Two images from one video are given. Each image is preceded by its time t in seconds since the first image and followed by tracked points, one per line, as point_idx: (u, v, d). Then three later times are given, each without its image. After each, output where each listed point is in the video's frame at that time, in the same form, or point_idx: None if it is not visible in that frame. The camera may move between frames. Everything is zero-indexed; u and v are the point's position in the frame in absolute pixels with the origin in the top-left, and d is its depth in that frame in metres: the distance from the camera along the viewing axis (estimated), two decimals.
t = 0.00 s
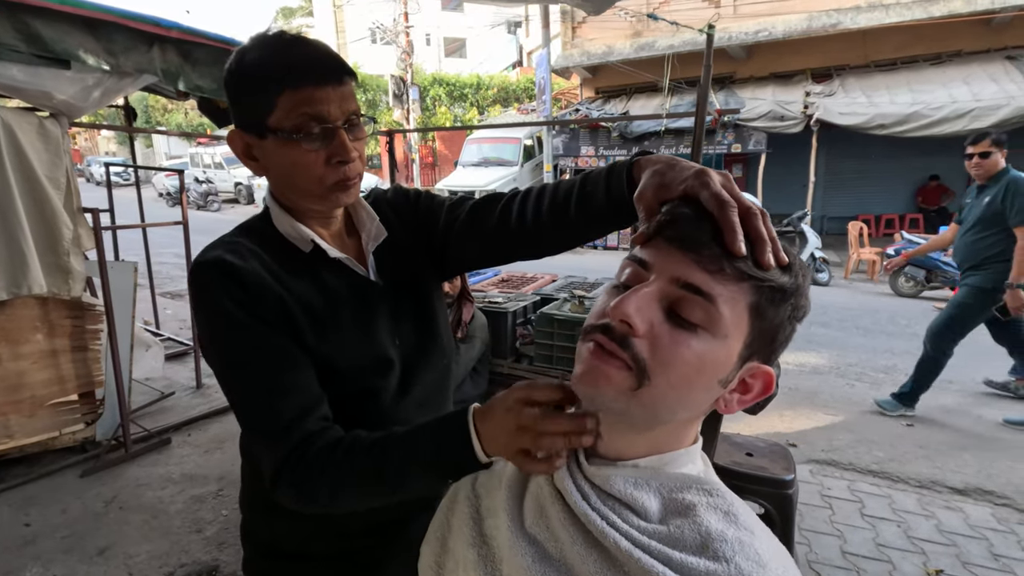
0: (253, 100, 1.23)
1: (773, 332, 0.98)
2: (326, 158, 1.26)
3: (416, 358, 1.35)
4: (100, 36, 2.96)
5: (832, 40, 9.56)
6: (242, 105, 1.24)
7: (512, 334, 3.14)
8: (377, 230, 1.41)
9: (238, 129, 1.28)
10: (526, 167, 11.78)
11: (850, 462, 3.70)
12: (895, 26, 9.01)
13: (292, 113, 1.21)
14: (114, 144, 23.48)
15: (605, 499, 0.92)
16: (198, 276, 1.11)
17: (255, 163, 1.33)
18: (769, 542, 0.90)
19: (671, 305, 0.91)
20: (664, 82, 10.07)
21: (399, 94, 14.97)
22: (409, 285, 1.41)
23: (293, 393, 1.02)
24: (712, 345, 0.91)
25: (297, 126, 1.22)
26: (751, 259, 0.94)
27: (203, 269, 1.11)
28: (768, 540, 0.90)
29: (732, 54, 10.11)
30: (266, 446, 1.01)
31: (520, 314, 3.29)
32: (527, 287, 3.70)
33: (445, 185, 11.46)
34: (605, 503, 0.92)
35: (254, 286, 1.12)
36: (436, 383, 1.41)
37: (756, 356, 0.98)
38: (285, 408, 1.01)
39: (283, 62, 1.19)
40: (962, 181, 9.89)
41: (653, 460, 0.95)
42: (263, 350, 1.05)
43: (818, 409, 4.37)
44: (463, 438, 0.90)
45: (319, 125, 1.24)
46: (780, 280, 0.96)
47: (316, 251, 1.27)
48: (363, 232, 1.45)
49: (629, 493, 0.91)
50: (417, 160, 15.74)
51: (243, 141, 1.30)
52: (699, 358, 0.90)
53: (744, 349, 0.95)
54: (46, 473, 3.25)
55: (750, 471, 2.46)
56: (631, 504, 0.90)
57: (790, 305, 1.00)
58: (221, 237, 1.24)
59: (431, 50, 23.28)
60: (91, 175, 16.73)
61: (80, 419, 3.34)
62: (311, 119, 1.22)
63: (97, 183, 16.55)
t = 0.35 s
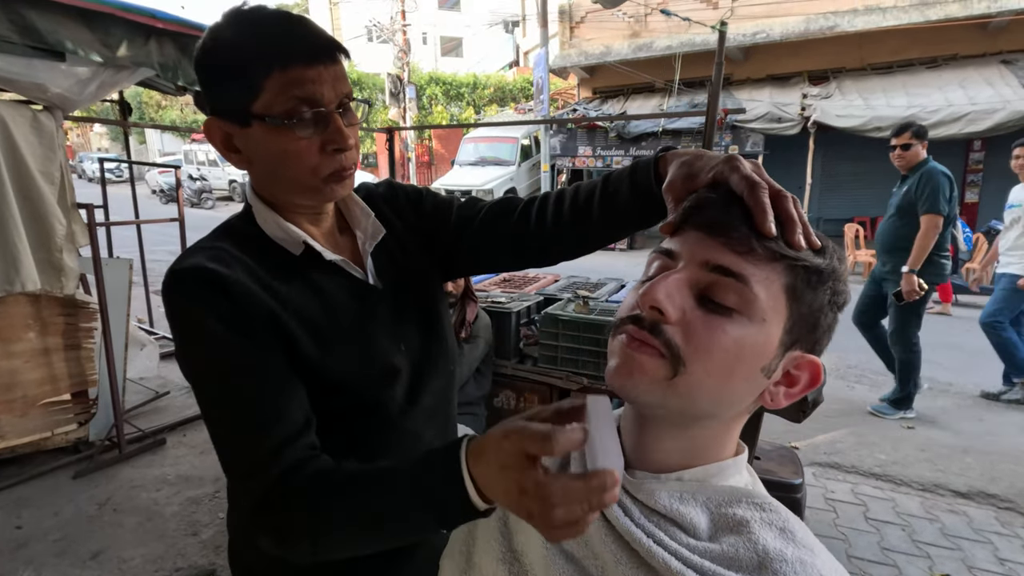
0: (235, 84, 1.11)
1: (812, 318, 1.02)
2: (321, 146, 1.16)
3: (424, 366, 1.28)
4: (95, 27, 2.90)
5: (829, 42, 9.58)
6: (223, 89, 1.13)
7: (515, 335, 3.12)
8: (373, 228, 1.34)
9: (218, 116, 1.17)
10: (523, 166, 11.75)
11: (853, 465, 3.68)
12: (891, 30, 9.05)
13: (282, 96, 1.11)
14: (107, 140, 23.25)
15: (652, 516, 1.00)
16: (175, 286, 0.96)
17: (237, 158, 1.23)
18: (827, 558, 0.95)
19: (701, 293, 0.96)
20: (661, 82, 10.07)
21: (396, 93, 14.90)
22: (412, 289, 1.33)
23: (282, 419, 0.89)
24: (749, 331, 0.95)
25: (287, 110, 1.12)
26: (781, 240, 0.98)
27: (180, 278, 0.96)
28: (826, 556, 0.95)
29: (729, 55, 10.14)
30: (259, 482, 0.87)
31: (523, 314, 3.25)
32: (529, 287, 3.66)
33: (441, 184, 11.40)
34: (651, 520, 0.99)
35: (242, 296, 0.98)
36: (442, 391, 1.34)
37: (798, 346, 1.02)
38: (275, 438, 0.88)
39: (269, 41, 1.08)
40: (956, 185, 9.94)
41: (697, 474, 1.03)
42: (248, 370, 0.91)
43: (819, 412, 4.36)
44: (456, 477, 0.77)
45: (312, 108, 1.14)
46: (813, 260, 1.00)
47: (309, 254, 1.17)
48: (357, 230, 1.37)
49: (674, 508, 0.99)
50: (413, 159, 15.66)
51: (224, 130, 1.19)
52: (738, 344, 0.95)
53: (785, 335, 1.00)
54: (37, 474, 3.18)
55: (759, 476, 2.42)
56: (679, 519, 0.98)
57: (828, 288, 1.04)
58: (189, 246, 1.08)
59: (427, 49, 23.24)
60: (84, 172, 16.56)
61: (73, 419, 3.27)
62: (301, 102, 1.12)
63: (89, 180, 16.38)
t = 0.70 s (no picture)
0: (183, 64, 0.91)
1: (801, 286, 1.12)
2: (298, 144, 1.00)
3: (391, 391, 1.17)
4: (95, 24, 2.88)
5: (828, 45, 9.60)
6: (169, 69, 0.92)
7: (517, 336, 3.10)
8: (330, 233, 1.22)
9: (156, 102, 0.95)
10: (522, 167, 11.74)
11: (854, 467, 3.68)
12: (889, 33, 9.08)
13: (250, 84, 0.93)
14: (104, 138, 23.18)
15: (674, 521, 1.01)
16: (93, 300, 0.83)
17: (176, 152, 1.01)
18: (852, 564, 0.97)
19: (681, 272, 1.08)
20: (661, 84, 10.08)
21: (394, 93, 14.88)
22: (378, 304, 1.21)
23: (256, 437, 0.76)
24: (735, 300, 1.04)
25: (261, 102, 0.94)
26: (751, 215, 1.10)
27: (97, 290, 0.83)
28: (851, 562, 0.97)
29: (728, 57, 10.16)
30: (214, 521, 0.75)
31: (525, 315, 3.24)
32: (530, 287, 3.65)
33: (440, 185, 11.39)
34: (674, 525, 1.00)
35: (178, 308, 0.85)
36: (409, 419, 1.23)
37: (792, 316, 1.11)
38: (249, 458, 0.74)
39: (235, 17, 0.90)
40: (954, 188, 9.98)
41: (720, 479, 1.04)
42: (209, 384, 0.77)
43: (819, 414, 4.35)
44: (531, 450, 0.69)
45: (287, 97, 0.97)
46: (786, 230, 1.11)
47: (253, 267, 1.04)
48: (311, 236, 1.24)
49: (697, 513, 0.99)
50: (412, 159, 15.65)
51: (161, 120, 0.97)
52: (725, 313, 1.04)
53: (775, 304, 1.08)
54: (35, 474, 3.15)
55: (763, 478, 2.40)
56: (701, 524, 0.99)
57: (810, 257, 1.15)
58: (109, 259, 0.95)
59: (426, 49, 23.25)
60: (81, 171, 16.51)
61: (70, 419, 3.24)
62: (278, 92, 0.95)
63: (87, 178, 16.33)
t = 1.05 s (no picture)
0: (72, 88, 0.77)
1: (763, 279, 1.16)
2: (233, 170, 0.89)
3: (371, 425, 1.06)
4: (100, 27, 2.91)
5: (829, 46, 9.60)
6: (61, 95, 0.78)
7: (517, 338, 3.10)
8: (289, 258, 1.08)
9: (48, 132, 0.81)
10: (523, 168, 11.75)
11: (853, 469, 3.69)
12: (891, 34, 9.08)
13: (163, 108, 0.80)
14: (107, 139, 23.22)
15: (664, 520, 1.06)
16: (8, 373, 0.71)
17: (69, 190, 0.88)
18: (839, 563, 0.99)
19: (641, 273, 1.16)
20: (662, 85, 10.09)
21: (396, 93, 14.91)
22: (351, 329, 1.11)
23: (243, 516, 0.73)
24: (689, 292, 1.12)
25: (178, 126, 0.82)
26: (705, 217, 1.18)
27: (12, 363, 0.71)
28: (837, 560, 0.99)
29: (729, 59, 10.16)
30: None
31: (524, 316, 3.24)
32: (531, 289, 3.66)
33: (441, 185, 11.40)
34: (663, 524, 1.05)
35: (121, 373, 0.74)
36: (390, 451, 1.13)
37: (756, 306, 1.15)
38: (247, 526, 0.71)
39: (139, 28, 0.77)
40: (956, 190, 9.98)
41: (708, 478, 1.08)
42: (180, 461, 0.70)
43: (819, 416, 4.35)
44: (563, 448, 0.81)
45: (212, 117, 0.85)
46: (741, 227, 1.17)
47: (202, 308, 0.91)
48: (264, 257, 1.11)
49: (685, 512, 1.04)
50: (414, 160, 15.67)
51: (55, 151, 0.83)
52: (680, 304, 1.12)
53: (736, 295, 1.13)
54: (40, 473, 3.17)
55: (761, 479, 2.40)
56: (689, 523, 1.03)
57: (772, 253, 1.20)
58: (15, 312, 0.79)
59: (428, 50, 23.30)
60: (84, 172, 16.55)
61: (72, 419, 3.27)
62: (200, 114, 0.83)
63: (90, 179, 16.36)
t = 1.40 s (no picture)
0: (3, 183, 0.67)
1: (717, 278, 1.19)
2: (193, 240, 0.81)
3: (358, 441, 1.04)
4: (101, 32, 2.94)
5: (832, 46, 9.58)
6: None
7: (514, 338, 3.12)
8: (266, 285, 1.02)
9: None
10: (526, 169, 11.77)
11: (851, 469, 3.70)
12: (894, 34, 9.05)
13: (107, 201, 0.70)
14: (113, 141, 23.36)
15: (629, 514, 1.13)
16: None
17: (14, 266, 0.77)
18: (790, 554, 1.08)
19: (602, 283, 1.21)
20: (665, 86, 10.10)
21: (400, 95, 14.97)
22: (335, 345, 1.07)
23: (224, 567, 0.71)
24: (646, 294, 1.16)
25: (128, 213, 0.72)
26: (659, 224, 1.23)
27: None
28: (789, 552, 1.09)
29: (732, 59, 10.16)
30: None
31: (522, 317, 3.27)
32: (529, 290, 3.68)
33: (445, 187, 11.43)
34: (627, 518, 1.13)
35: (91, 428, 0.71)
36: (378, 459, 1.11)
37: (713, 304, 1.18)
38: None
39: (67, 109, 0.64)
40: (960, 189, 9.96)
41: (672, 475, 1.15)
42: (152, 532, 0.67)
43: (819, 417, 4.36)
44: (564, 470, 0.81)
45: (166, 195, 0.75)
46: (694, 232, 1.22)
47: (179, 352, 0.85)
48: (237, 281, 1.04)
49: (649, 508, 1.12)
50: (417, 161, 15.74)
51: None
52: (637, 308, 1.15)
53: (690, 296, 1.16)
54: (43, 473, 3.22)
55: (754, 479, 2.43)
56: (652, 516, 1.11)
57: (726, 254, 1.23)
58: None
59: (431, 52, 23.40)
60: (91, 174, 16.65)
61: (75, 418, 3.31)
62: (151, 198, 0.73)
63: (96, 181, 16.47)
